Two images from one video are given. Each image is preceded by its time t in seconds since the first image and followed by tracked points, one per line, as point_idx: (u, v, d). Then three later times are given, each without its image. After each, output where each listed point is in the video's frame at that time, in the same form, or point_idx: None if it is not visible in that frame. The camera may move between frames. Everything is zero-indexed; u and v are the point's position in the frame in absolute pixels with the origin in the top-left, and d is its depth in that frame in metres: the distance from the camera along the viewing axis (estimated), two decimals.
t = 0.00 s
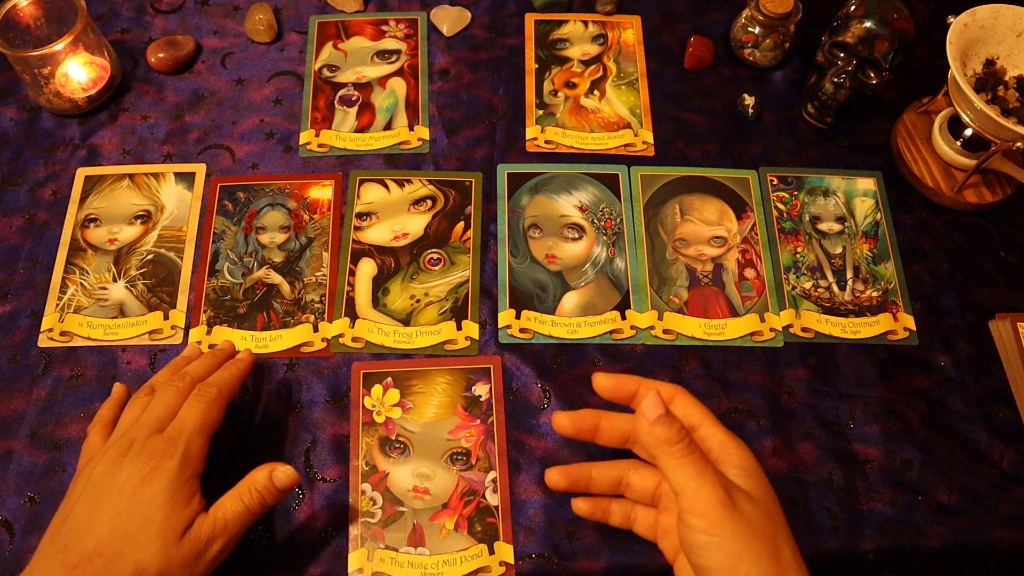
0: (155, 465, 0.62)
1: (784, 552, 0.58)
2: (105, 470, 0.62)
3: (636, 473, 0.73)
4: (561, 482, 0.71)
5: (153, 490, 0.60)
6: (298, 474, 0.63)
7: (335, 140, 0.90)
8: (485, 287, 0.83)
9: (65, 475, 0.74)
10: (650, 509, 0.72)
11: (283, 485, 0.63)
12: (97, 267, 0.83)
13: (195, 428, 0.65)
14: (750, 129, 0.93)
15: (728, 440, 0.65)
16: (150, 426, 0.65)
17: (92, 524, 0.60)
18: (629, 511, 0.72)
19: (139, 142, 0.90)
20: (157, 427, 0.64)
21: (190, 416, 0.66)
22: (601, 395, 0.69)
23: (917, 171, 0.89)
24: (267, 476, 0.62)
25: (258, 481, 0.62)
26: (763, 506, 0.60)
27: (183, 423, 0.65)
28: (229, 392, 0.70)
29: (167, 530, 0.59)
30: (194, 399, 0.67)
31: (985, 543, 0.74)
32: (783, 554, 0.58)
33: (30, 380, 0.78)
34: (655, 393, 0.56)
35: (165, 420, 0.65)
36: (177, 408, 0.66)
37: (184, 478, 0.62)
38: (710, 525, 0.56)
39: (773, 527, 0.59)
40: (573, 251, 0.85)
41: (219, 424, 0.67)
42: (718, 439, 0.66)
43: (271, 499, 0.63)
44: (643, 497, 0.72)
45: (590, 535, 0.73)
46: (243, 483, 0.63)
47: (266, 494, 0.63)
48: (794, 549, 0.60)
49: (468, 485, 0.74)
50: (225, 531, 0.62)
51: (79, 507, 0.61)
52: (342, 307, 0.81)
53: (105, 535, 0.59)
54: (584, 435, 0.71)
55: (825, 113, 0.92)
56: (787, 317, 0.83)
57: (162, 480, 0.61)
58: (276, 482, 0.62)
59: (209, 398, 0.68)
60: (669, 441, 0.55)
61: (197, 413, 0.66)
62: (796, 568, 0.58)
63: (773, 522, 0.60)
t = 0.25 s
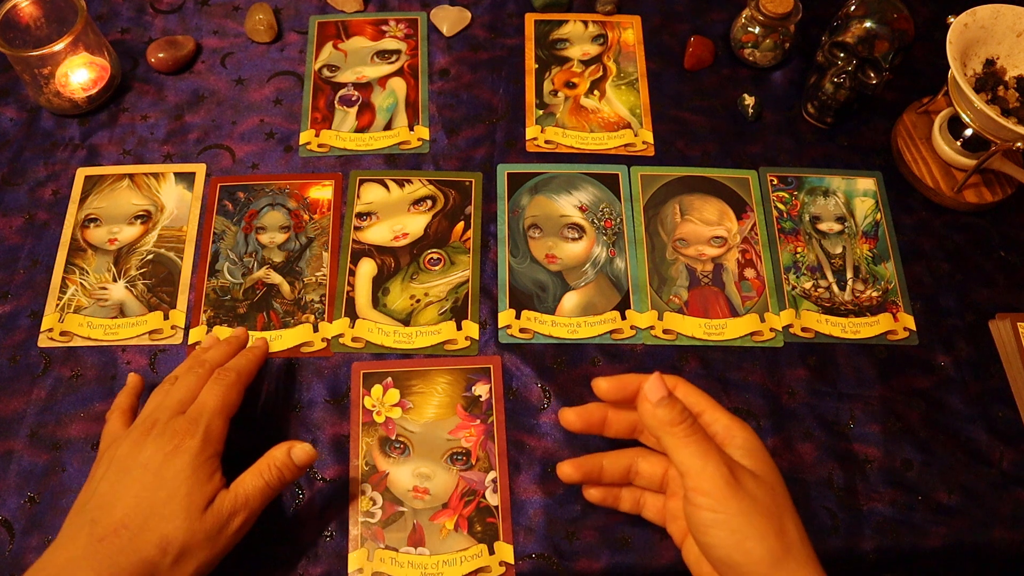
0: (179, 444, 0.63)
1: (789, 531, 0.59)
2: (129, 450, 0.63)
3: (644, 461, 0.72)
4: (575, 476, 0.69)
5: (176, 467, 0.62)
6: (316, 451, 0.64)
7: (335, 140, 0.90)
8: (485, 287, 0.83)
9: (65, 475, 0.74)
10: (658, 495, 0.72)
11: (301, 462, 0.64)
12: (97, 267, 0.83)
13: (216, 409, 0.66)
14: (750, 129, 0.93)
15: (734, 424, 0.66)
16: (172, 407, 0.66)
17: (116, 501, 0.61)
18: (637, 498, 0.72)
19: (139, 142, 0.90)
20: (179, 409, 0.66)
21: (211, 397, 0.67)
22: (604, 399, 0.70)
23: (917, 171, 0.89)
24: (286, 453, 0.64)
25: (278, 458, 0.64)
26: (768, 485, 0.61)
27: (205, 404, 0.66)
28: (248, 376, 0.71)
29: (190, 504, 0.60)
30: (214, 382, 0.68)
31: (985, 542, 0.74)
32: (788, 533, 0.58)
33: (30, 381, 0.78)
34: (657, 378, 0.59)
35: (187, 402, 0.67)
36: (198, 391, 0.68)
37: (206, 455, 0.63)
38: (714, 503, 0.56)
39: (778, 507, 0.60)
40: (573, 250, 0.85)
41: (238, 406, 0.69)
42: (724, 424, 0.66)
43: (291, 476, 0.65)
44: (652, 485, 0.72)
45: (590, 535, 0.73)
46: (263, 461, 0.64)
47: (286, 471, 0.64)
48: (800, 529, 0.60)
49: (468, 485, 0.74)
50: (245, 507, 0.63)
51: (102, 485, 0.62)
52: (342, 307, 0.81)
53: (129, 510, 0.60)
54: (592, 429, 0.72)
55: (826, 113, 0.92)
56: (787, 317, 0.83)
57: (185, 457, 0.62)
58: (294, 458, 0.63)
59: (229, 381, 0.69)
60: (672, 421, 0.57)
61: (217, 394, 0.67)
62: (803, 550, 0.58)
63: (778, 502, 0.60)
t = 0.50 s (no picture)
0: (196, 435, 0.63)
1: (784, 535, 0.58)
2: (147, 441, 0.63)
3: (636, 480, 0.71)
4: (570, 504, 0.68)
5: (193, 459, 0.62)
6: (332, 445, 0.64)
7: (335, 140, 0.90)
8: (485, 287, 0.83)
9: (65, 475, 0.74)
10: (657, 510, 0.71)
11: (316, 455, 0.64)
12: (97, 267, 0.83)
13: (233, 402, 0.66)
14: (750, 129, 0.93)
15: (717, 436, 0.64)
16: (189, 400, 0.66)
17: (133, 492, 0.60)
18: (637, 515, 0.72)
19: (139, 142, 0.90)
20: (197, 400, 0.66)
21: (228, 390, 0.67)
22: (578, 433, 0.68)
23: (917, 171, 0.89)
24: (302, 447, 0.64)
25: (293, 452, 0.64)
26: (753, 494, 0.60)
27: (222, 397, 0.66)
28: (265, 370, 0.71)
29: (206, 496, 0.60)
30: (231, 375, 0.69)
31: (985, 542, 0.74)
32: (784, 538, 0.58)
33: (30, 381, 0.78)
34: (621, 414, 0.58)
35: (204, 394, 0.67)
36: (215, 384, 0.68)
37: (223, 448, 0.63)
38: (704, 528, 0.56)
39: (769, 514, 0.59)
40: (573, 250, 0.85)
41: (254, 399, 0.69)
42: (706, 437, 0.65)
43: (305, 470, 0.65)
44: (648, 503, 0.71)
45: (590, 535, 0.73)
46: (278, 454, 0.65)
47: (301, 466, 0.64)
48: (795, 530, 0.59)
49: (468, 485, 0.74)
50: (261, 500, 0.63)
51: (119, 476, 0.62)
52: (342, 307, 0.81)
53: (146, 501, 0.60)
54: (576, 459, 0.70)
55: (825, 113, 0.92)
56: (787, 317, 0.83)
57: (202, 450, 0.62)
58: (310, 452, 0.64)
59: (246, 374, 0.69)
60: (644, 455, 0.56)
61: (235, 387, 0.67)
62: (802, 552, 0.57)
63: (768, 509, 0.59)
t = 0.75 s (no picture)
0: (173, 424, 0.63)
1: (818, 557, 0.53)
2: (132, 432, 0.64)
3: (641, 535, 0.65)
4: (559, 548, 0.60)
5: (168, 448, 0.61)
6: (305, 423, 0.61)
7: (335, 140, 0.90)
8: (485, 287, 0.83)
9: (65, 475, 0.74)
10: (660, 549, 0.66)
11: (289, 437, 0.61)
12: (97, 267, 0.83)
13: (211, 384, 0.65)
14: (750, 129, 0.93)
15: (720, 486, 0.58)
16: (173, 387, 0.66)
17: (117, 485, 0.61)
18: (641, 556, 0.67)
19: (139, 142, 0.90)
20: (178, 389, 0.66)
21: (209, 373, 0.66)
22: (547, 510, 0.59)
23: (917, 171, 0.89)
24: (272, 429, 0.60)
25: (264, 434, 0.61)
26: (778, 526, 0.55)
27: (201, 381, 0.66)
28: (255, 347, 0.70)
29: (180, 486, 0.60)
30: (214, 356, 0.68)
31: (985, 542, 0.74)
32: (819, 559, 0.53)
33: (30, 381, 0.78)
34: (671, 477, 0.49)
35: (188, 380, 0.66)
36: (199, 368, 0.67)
37: (198, 434, 0.63)
38: None
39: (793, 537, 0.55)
40: (573, 250, 0.85)
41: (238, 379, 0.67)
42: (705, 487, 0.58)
43: (281, 453, 0.61)
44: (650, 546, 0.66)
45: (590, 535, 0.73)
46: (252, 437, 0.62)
47: (274, 449, 0.61)
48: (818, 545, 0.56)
49: (468, 485, 0.74)
50: (237, 486, 0.61)
51: (109, 470, 0.63)
52: (342, 307, 0.81)
53: (126, 495, 0.60)
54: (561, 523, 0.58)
55: (826, 113, 0.92)
56: (787, 317, 0.83)
57: (176, 439, 0.62)
58: (280, 433, 0.60)
59: (229, 355, 0.68)
60: (700, 522, 0.48)
61: (215, 369, 0.66)
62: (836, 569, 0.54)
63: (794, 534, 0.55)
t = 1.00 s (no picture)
0: (165, 426, 0.63)
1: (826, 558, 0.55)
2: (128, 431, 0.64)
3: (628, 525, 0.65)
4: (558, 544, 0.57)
5: (158, 451, 0.61)
6: (290, 431, 0.58)
7: (335, 140, 0.90)
8: (485, 287, 0.83)
9: (65, 475, 0.74)
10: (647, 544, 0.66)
11: (272, 445, 0.58)
12: (96, 267, 0.83)
13: (205, 386, 0.64)
14: (750, 129, 0.93)
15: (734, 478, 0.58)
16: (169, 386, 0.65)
17: (109, 486, 0.61)
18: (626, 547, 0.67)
19: (139, 142, 0.90)
20: (173, 389, 0.65)
21: (204, 373, 0.65)
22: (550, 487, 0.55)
23: (917, 171, 0.89)
24: (255, 436, 0.58)
25: (248, 442, 0.59)
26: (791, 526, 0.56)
27: (194, 381, 0.65)
28: (254, 348, 0.68)
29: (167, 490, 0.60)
30: (210, 356, 0.66)
31: (985, 542, 0.74)
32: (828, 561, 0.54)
33: (30, 381, 0.78)
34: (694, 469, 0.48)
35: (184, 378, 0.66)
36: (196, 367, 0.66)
37: (188, 437, 0.62)
38: None
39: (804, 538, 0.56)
40: (573, 250, 0.85)
41: (234, 379, 0.66)
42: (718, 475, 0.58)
43: (266, 460, 0.59)
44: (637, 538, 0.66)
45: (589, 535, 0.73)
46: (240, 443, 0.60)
47: (259, 457, 0.59)
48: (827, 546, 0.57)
49: (468, 485, 0.74)
50: (223, 493, 0.60)
51: (104, 469, 0.64)
52: (342, 307, 0.81)
53: (117, 497, 0.60)
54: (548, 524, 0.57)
55: (826, 113, 0.92)
56: (787, 317, 0.83)
57: (167, 441, 0.62)
58: (263, 442, 0.58)
59: (225, 353, 0.66)
60: (724, 515, 0.47)
61: (209, 369, 0.65)
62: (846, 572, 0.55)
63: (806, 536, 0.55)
